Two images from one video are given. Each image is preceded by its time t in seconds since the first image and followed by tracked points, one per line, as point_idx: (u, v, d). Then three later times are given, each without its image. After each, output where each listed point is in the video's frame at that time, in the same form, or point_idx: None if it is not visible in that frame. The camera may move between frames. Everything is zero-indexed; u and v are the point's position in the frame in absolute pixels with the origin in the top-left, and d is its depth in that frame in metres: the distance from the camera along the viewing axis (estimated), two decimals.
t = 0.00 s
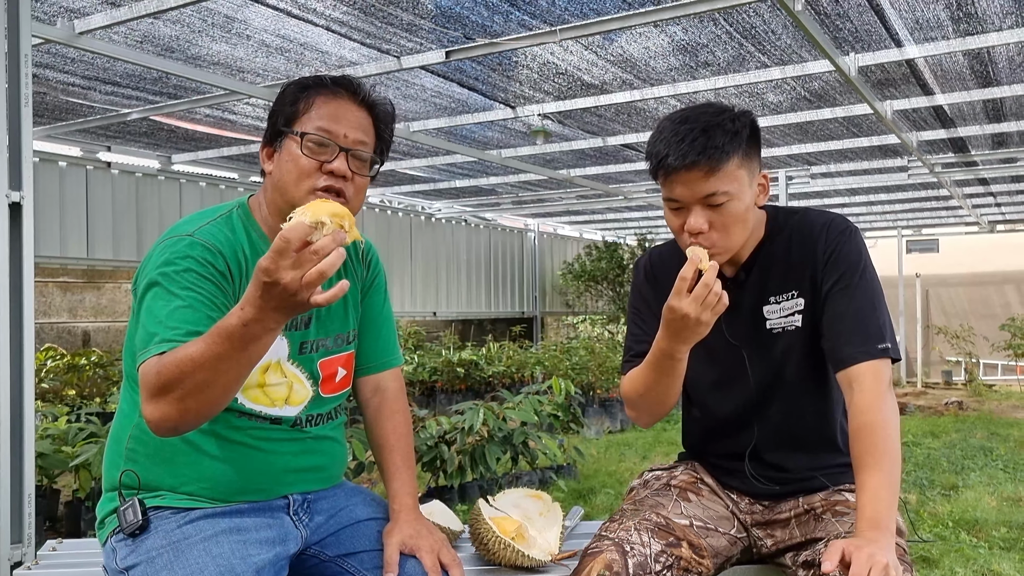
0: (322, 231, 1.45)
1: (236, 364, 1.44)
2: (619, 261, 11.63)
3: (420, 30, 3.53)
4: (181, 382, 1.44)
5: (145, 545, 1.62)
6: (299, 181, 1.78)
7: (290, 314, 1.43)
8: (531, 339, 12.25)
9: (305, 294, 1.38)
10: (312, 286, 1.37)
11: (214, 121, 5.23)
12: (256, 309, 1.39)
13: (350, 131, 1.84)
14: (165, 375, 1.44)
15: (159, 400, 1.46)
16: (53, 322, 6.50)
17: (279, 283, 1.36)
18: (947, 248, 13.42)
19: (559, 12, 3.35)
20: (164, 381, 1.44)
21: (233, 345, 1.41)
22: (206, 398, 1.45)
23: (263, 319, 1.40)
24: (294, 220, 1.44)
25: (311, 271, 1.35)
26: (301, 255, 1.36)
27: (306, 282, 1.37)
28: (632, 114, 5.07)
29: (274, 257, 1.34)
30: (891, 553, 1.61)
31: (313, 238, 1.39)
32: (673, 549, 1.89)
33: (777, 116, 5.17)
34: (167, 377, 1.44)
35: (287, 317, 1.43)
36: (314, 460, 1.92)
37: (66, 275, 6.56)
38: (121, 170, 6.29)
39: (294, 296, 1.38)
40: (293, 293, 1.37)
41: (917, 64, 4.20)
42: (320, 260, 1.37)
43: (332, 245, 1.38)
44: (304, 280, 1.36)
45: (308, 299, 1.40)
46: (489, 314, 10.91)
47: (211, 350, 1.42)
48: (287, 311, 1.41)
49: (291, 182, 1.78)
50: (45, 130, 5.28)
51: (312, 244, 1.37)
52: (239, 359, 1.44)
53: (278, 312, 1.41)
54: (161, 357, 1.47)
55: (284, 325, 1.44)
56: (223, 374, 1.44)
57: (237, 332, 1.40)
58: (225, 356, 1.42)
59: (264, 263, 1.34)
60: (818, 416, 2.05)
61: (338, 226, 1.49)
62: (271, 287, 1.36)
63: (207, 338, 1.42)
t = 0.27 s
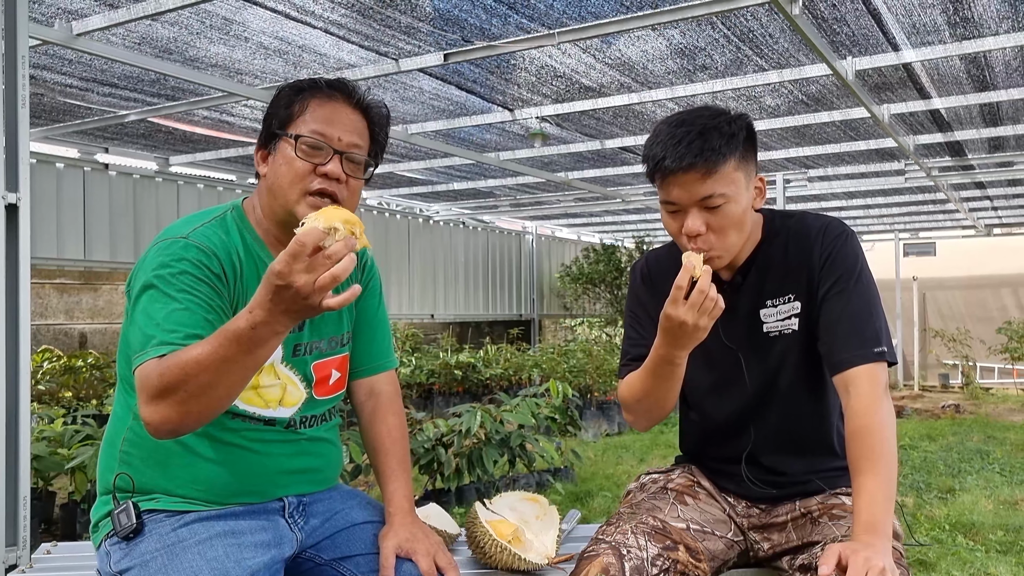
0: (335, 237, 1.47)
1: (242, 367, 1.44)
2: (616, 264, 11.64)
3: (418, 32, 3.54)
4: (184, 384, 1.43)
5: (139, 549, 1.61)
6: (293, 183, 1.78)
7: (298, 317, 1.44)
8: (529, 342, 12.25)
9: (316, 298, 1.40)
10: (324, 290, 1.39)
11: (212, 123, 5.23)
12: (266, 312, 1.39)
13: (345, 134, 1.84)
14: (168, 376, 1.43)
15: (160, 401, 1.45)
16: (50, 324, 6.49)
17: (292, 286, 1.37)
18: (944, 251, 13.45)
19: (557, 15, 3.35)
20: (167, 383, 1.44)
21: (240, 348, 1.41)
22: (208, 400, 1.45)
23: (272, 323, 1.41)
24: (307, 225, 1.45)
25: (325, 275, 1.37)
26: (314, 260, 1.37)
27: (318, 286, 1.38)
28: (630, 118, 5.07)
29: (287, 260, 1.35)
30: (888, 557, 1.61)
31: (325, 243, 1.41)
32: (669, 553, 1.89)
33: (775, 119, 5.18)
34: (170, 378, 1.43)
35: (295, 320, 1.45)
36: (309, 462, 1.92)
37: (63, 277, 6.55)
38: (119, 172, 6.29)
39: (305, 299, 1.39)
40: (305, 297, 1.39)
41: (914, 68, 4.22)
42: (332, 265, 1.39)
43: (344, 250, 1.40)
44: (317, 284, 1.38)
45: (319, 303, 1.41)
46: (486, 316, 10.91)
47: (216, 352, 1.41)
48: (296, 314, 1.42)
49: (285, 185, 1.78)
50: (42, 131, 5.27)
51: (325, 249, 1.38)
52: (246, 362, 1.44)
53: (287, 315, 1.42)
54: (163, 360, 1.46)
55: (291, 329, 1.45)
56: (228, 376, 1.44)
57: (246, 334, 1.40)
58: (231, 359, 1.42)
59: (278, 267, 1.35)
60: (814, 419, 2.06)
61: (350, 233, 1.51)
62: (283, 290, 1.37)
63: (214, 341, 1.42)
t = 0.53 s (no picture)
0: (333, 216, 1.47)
1: (243, 351, 1.44)
2: (616, 265, 11.64)
3: (418, 33, 3.54)
4: (186, 371, 1.43)
5: (139, 549, 1.61)
6: (292, 181, 1.77)
7: (298, 298, 1.43)
8: (528, 342, 12.25)
9: (316, 275, 1.39)
10: (324, 268, 1.39)
11: (212, 123, 5.23)
12: (265, 293, 1.39)
13: (345, 133, 1.84)
14: (169, 365, 1.43)
15: (162, 391, 1.45)
16: (49, 324, 6.48)
17: (290, 265, 1.37)
18: (943, 253, 13.45)
19: (557, 16, 3.35)
20: (168, 372, 1.43)
21: (241, 331, 1.41)
22: (210, 387, 1.45)
23: (272, 304, 1.41)
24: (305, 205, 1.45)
25: (323, 251, 1.37)
26: (312, 238, 1.37)
27: (317, 264, 1.38)
28: (630, 118, 5.08)
29: (286, 238, 1.35)
30: (888, 558, 1.61)
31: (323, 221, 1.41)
32: (669, 554, 1.89)
33: (774, 120, 5.18)
34: (172, 366, 1.43)
35: (295, 302, 1.44)
36: (309, 462, 1.92)
37: (62, 277, 6.54)
38: (118, 172, 6.28)
39: (304, 278, 1.39)
40: (304, 275, 1.38)
41: (913, 70, 4.22)
42: (331, 242, 1.38)
43: (342, 227, 1.40)
44: (315, 261, 1.37)
45: (319, 281, 1.41)
46: (486, 317, 10.91)
47: (217, 337, 1.41)
48: (295, 294, 1.42)
49: (284, 182, 1.77)
50: (42, 131, 5.27)
51: (323, 226, 1.38)
52: (246, 346, 1.43)
53: (286, 296, 1.41)
54: (162, 350, 1.46)
55: (292, 310, 1.45)
56: (229, 361, 1.44)
57: (246, 317, 1.40)
58: (232, 343, 1.42)
59: (276, 245, 1.35)
60: (814, 420, 2.06)
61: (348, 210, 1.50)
62: (281, 268, 1.37)
63: (213, 327, 1.42)
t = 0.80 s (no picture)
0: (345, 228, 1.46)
1: (248, 357, 1.43)
2: (616, 264, 11.65)
3: (420, 31, 3.53)
4: (191, 373, 1.43)
5: (139, 546, 1.61)
6: (296, 178, 1.77)
7: (305, 309, 1.43)
8: (528, 341, 12.25)
9: (323, 289, 1.39)
10: (331, 281, 1.38)
11: (213, 121, 5.22)
12: (272, 302, 1.39)
13: (349, 131, 1.84)
14: (175, 365, 1.43)
15: (167, 390, 1.45)
16: (49, 321, 6.48)
17: (298, 277, 1.36)
18: (943, 254, 13.46)
19: (558, 15, 3.35)
20: (174, 371, 1.43)
21: (247, 337, 1.41)
22: (214, 390, 1.45)
23: (279, 313, 1.40)
24: (317, 215, 1.45)
25: (331, 266, 1.36)
26: (321, 250, 1.36)
27: (326, 277, 1.37)
28: (631, 118, 5.07)
29: (295, 250, 1.34)
30: (889, 558, 1.61)
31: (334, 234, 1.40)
32: (670, 553, 1.89)
33: (775, 120, 5.17)
34: (177, 366, 1.43)
35: (302, 312, 1.44)
36: (310, 460, 1.91)
37: (63, 274, 6.54)
38: (119, 170, 6.28)
39: (312, 290, 1.38)
40: (312, 288, 1.38)
41: (915, 70, 4.22)
42: (340, 256, 1.37)
43: (353, 242, 1.39)
44: (323, 275, 1.36)
45: (326, 294, 1.40)
46: (486, 316, 10.91)
47: (223, 342, 1.41)
48: (303, 305, 1.41)
49: (288, 179, 1.77)
50: (42, 128, 5.27)
51: (333, 240, 1.37)
52: (252, 352, 1.43)
53: (293, 306, 1.41)
54: (170, 348, 1.46)
55: (298, 319, 1.44)
56: (234, 366, 1.43)
57: (253, 324, 1.40)
58: (237, 349, 1.42)
59: (285, 257, 1.35)
60: (816, 420, 2.05)
61: (360, 222, 1.48)
62: (290, 280, 1.36)
63: (221, 329, 1.41)
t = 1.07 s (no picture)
0: (347, 230, 1.46)
1: (249, 357, 1.43)
2: (616, 264, 11.65)
3: (420, 30, 3.53)
4: (191, 373, 1.43)
5: (139, 544, 1.61)
6: (298, 178, 1.77)
7: (306, 310, 1.43)
8: (528, 341, 12.25)
9: (326, 290, 1.39)
10: (334, 283, 1.38)
11: (213, 120, 5.22)
12: (274, 303, 1.39)
13: (351, 131, 1.83)
14: (175, 365, 1.43)
15: (167, 391, 1.45)
16: (49, 320, 6.48)
17: (301, 278, 1.36)
18: (943, 253, 13.46)
19: (559, 14, 3.35)
20: (174, 372, 1.43)
21: (249, 338, 1.41)
22: (214, 390, 1.45)
23: (280, 313, 1.40)
24: (319, 218, 1.44)
25: (335, 267, 1.36)
26: (324, 252, 1.36)
27: (329, 278, 1.38)
28: (631, 117, 5.07)
29: (298, 252, 1.34)
30: (890, 557, 1.61)
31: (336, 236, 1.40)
32: (670, 552, 1.88)
33: (776, 119, 5.17)
34: (177, 367, 1.43)
35: (303, 313, 1.44)
36: (310, 458, 1.91)
37: (63, 273, 6.54)
38: (119, 168, 6.28)
39: (314, 291, 1.38)
40: (315, 289, 1.38)
41: (916, 70, 4.22)
42: (343, 258, 1.38)
43: (355, 244, 1.39)
44: (326, 276, 1.37)
45: (329, 295, 1.40)
46: (486, 315, 10.91)
47: (224, 342, 1.41)
48: (304, 306, 1.41)
49: (290, 179, 1.77)
50: (43, 127, 5.26)
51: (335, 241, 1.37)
52: (253, 352, 1.43)
53: (295, 307, 1.41)
54: (169, 349, 1.46)
55: (299, 320, 1.44)
56: (235, 367, 1.43)
57: (254, 325, 1.40)
58: (239, 350, 1.42)
59: (288, 258, 1.34)
60: (816, 420, 2.05)
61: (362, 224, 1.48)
62: (292, 281, 1.36)
63: (222, 330, 1.41)
